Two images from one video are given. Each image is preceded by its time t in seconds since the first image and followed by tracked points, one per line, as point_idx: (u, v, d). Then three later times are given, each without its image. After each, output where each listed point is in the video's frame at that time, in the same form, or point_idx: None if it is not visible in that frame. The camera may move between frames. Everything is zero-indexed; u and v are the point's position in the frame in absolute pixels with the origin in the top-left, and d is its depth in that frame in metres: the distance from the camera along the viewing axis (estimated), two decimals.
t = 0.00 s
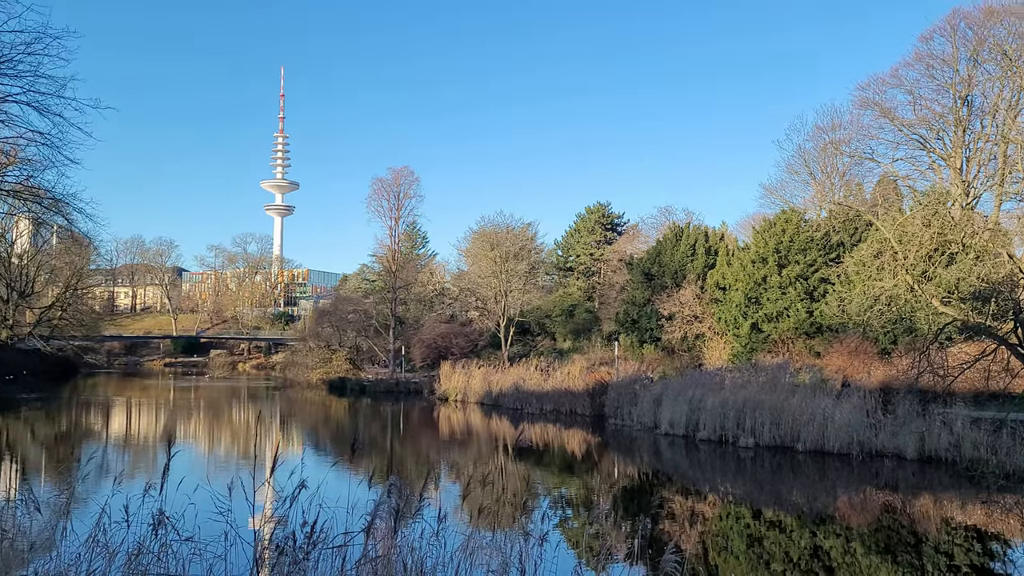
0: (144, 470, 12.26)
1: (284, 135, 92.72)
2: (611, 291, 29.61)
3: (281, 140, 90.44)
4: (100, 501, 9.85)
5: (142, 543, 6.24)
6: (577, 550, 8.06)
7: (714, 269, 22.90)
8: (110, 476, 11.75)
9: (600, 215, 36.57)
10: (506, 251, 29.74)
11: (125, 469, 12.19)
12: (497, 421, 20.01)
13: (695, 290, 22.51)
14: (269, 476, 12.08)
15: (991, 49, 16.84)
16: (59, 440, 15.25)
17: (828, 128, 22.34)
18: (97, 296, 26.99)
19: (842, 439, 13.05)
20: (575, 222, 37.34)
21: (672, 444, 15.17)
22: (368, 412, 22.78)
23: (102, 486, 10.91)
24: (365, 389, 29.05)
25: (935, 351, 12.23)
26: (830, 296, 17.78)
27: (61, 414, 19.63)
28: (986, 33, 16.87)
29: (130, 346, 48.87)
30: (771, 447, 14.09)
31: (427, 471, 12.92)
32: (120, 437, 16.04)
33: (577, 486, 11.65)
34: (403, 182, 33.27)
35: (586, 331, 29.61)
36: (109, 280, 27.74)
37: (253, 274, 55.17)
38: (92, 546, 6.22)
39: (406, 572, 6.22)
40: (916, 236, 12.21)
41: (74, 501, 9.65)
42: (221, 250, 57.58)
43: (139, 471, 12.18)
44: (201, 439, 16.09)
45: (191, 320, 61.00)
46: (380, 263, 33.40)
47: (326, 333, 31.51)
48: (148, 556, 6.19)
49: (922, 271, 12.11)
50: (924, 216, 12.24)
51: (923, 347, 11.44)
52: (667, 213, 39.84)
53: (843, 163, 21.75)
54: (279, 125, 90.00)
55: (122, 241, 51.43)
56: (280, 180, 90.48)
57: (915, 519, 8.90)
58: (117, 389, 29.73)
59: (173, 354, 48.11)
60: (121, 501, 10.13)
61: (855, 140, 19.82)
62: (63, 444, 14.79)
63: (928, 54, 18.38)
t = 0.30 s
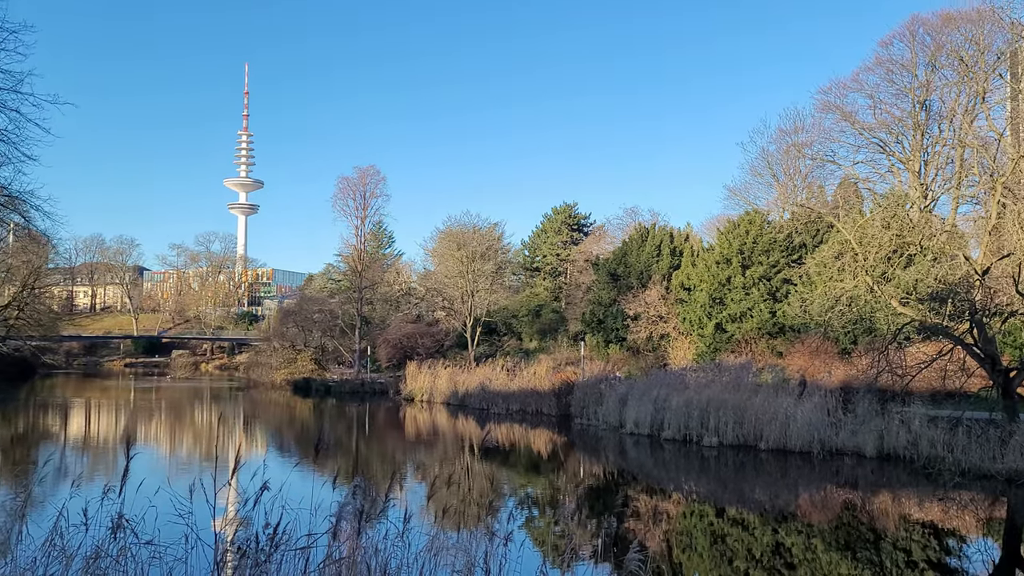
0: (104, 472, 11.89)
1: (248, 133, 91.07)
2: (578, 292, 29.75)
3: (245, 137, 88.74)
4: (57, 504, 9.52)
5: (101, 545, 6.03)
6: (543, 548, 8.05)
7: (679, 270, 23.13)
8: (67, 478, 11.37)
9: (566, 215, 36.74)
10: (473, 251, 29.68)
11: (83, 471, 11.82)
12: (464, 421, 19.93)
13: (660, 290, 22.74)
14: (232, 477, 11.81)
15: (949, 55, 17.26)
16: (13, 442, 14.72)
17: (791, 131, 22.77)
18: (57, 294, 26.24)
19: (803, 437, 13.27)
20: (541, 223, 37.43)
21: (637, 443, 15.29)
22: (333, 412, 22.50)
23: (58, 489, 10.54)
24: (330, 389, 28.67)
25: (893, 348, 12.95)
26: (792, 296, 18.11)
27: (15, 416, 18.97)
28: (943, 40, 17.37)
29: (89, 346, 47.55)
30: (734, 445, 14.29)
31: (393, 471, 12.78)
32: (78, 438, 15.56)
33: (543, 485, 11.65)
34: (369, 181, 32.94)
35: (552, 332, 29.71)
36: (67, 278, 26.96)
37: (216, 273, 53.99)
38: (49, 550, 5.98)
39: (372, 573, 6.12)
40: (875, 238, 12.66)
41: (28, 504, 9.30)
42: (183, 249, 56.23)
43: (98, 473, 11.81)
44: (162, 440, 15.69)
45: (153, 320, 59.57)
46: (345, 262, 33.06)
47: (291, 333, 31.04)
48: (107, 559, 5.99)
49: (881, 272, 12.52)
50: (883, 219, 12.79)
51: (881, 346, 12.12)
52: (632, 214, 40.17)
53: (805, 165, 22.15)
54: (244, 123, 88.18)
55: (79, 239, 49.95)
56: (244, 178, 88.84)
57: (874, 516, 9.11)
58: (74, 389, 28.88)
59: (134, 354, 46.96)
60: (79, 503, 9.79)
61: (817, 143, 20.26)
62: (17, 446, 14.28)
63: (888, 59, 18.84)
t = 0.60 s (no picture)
0: (61, 474, 11.52)
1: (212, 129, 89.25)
2: (545, 292, 29.82)
3: (209, 134, 86.84)
4: (11, 508, 9.19)
5: (57, 549, 5.82)
6: (509, 548, 8.03)
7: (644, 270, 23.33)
8: (22, 481, 10.99)
9: (532, 216, 36.81)
10: (440, 251, 29.53)
11: (39, 474, 11.44)
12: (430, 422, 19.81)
13: (626, 291, 22.91)
14: (194, 479, 11.53)
15: (907, 60, 17.92)
16: None
17: (755, 133, 23.19)
18: (13, 293, 25.45)
19: (766, 436, 13.51)
20: (508, 223, 37.42)
21: (603, 443, 15.38)
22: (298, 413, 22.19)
23: (12, 493, 10.18)
24: (294, 390, 28.23)
25: (855, 347, 13.29)
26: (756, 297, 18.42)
27: None
28: (903, 45, 18.19)
29: (46, 346, 46.14)
30: (699, 444, 14.47)
31: (358, 472, 12.62)
32: (34, 441, 15.08)
33: (509, 485, 11.63)
34: (335, 180, 32.53)
35: (519, 332, 29.70)
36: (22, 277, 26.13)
37: (178, 272, 52.73)
38: (4, 553, 5.74)
39: None
40: (836, 240, 12.88)
41: None
42: (145, 248, 54.78)
43: (55, 476, 11.45)
44: (122, 442, 15.27)
45: (113, 320, 58.01)
46: (310, 262, 32.63)
47: (255, 334, 30.45)
48: (64, 562, 5.76)
49: (842, 273, 12.74)
50: (844, 221, 13.08)
51: (842, 346, 12.43)
52: (598, 214, 40.45)
53: (769, 167, 22.64)
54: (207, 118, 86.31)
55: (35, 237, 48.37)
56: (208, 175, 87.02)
57: (834, 513, 9.31)
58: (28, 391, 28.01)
59: (93, 355, 45.72)
60: (33, 507, 9.46)
61: (780, 145, 20.65)
62: None
63: (849, 63, 19.32)
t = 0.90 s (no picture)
0: (17, 477, 11.14)
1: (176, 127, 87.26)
2: (512, 292, 29.80)
3: (173, 131, 84.92)
4: None
5: (12, 554, 5.61)
6: (476, 548, 7.99)
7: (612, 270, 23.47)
8: None
9: (501, 216, 36.77)
10: (408, 251, 29.34)
11: None
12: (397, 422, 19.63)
13: (593, 291, 23.03)
14: (155, 481, 11.23)
15: (869, 65, 18.27)
16: None
17: (721, 134, 23.52)
18: None
19: (731, 435, 13.69)
20: (476, 223, 37.34)
21: (571, 442, 15.43)
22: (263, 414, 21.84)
23: None
24: (260, 391, 27.76)
25: (818, 347, 13.52)
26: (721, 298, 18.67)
27: None
28: (865, 50, 18.53)
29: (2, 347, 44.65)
30: (665, 443, 14.59)
31: (324, 473, 12.44)
32: None
33: (477, 485, 11.57)
34: (302, 179, 32.08)
35: (487, 332, 29.65)
36: None
37: (141, 271, 51.43)
38: None
39: None
40: (800, 241, 13.06)
41: None
42: (107, 246, 53.24)
43: (10, 478, 11.05)
44: (80, 443, 14.84)
45: (73, 320, 56.40)
46: (277, 261, 32.14)
47: (220, 334, 29.80)
48: (20, 567, 5.55)
49: (806, 273, 12.91)
50: (808, 222, 13.30)
51: (806, 346, 12.59)
52: (567, 215, 40.60)
53: (735, 169, 23.04)
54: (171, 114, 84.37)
55: None
56: (171, 173, 85.13)
57: (797, 511, 9.47)
58: None
59: (52, 356, 44.41)
60: None
61: (746, 147, 20.96)
62: None
63: (813, 67, 19.68)
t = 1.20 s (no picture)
0: None
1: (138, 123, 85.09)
2: (479, 292, 29.70)
3: (136, 128, 82.97)
4: None
5: None
6: (441, 549, 7.94)
7: (578, 271, 23.59)
8: None
9: (468, 216, 36.68)
10: (374, 250, 29.08)
11: None
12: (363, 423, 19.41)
13: (560, 291, 23.11)
14: (114, 483, 10.93)
15: (831, 69, 18.66)
16: None
17: (686, 136, 23.85)
18: None
19: (695, 434, 13.86)
20: (443, 223, 37.18)
21: (537, 442, 15.46)
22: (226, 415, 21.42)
23: None
24: (222, 391, 27.22)
25: (780, 347, 13.74)
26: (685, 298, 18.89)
27: None
28: (827, 54, 18.91)
29: None
30: (630, 443, 14.71)
31: (289, 474, 12.24)
32: None
33: (443, 486, 11.49)
34: (267, 178, 31.54)
35: (453, 332, 29.52)
36: None
37: (101, 270, 49.97)
38: None
39: None
40: (763, 242, 13.27)
41: None
42: (65, 245, 51.61)
43: None
44: (35, 445, 14.38)
45: (28, 321, 54.58)
46: (240, 260, 31.56)
47: (182, 333, 28.90)
48: None
49: (768, 274, 13.20)
50: (770, 224, 13.57)
51: (768, 346, 12.77)
52: (533, 215, 40.68)
53: (700, 171, 23.39)
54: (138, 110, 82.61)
55: None
56: (132, 170, 82.98)
57: (759, 509, 9.62)
58: None
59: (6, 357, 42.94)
60: None
61: (711, 149, 21.25)
62: None
63: (777, 70, 20.07)
